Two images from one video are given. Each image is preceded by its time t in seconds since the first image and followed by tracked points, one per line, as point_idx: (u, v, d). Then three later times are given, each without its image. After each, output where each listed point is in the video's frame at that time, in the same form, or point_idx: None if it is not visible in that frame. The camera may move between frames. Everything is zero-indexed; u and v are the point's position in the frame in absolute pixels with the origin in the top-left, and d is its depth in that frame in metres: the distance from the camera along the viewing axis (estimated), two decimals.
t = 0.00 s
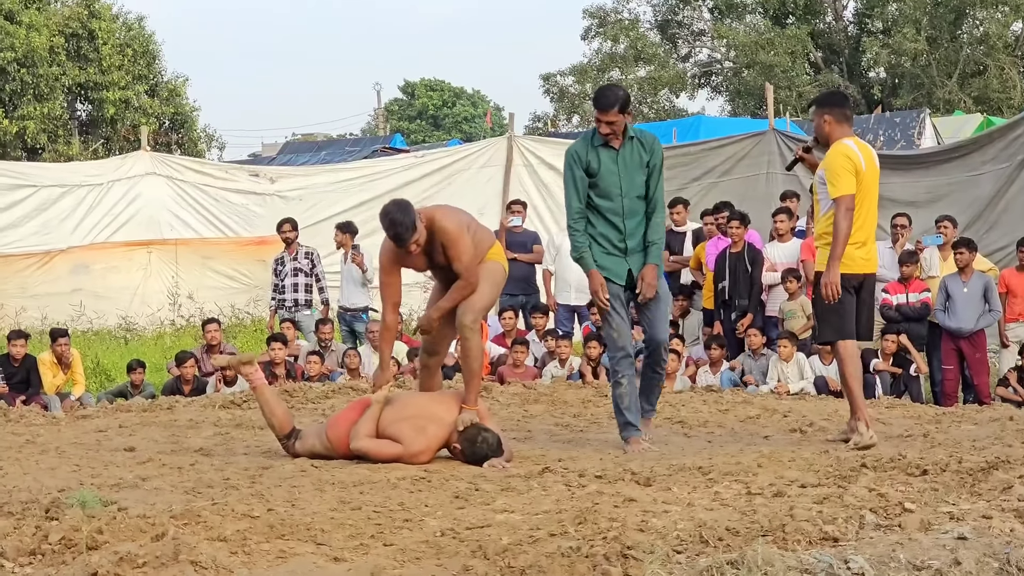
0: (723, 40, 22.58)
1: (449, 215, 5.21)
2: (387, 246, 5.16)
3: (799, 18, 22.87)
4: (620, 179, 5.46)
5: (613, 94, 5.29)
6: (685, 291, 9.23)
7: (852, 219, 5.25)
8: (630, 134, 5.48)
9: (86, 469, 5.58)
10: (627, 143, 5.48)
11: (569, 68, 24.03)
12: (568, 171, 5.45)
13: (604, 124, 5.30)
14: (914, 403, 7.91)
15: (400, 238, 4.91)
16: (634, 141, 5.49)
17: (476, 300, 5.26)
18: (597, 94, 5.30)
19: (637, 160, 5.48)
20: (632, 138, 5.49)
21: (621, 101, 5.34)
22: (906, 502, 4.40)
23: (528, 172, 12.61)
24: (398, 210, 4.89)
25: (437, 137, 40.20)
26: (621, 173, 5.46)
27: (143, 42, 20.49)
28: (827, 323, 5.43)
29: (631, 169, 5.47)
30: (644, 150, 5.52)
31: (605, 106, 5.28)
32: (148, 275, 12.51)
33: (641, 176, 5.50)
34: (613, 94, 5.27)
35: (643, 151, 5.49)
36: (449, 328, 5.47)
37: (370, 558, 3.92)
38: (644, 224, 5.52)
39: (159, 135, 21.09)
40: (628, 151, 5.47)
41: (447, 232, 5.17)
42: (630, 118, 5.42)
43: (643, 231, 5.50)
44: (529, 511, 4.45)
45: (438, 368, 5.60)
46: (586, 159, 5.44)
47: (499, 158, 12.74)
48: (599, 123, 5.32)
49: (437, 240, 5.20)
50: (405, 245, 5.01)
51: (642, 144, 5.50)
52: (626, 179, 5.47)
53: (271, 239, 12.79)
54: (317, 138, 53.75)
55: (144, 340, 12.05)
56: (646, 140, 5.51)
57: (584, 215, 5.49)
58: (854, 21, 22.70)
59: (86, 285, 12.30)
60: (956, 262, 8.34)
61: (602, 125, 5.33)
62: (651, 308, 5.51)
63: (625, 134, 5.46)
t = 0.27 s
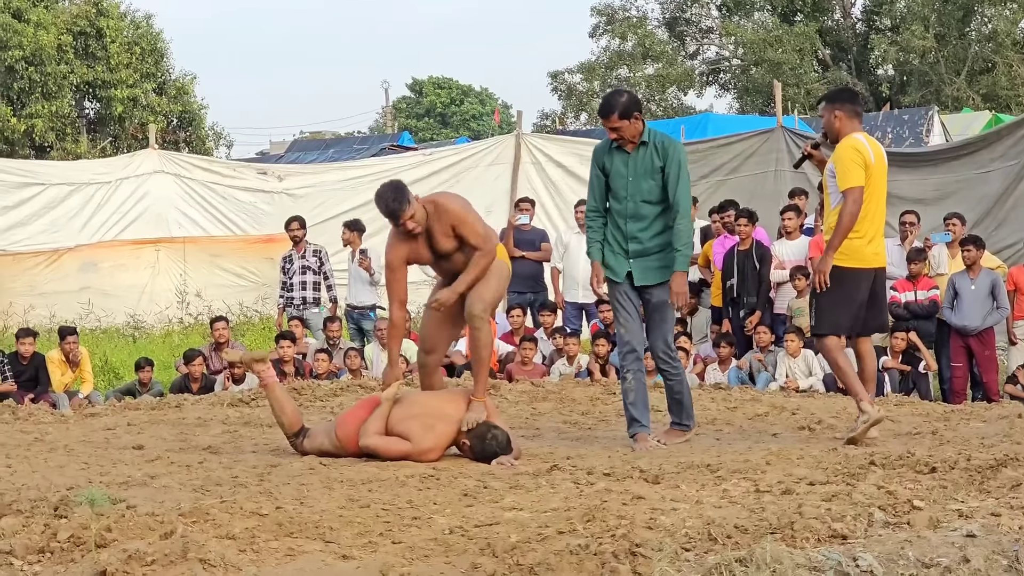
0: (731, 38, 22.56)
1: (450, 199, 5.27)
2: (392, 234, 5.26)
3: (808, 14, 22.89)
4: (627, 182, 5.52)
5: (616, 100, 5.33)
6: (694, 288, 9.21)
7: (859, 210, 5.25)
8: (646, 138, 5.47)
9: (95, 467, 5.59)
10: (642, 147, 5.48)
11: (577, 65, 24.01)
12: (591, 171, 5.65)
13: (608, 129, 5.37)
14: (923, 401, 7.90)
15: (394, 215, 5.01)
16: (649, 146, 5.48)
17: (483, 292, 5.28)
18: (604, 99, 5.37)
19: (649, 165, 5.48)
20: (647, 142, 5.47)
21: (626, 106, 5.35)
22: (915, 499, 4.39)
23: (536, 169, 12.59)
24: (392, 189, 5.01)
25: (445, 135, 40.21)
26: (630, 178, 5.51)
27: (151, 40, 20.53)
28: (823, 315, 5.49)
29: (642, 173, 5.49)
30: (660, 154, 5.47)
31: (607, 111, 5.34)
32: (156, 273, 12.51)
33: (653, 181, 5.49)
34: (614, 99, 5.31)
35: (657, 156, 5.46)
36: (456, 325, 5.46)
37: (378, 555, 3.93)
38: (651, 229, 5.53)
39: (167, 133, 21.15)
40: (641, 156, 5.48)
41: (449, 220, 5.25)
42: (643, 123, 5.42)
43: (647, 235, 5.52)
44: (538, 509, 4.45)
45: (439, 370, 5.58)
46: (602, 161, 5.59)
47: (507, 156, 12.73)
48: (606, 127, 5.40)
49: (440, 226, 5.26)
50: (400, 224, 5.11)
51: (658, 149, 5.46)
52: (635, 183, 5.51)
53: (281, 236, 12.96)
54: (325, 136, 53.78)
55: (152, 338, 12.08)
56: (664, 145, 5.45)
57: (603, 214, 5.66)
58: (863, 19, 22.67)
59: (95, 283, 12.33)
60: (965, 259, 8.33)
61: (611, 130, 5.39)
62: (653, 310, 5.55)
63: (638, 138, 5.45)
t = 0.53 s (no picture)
0: (740, 36, 22.56)
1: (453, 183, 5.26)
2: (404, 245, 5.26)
3: (817, 13, 22.87)
4: (640, 179, 5.61)
5: (625, 98, 5.39)
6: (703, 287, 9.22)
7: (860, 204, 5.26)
8: (656, 135, 5.52)
9: (105, 465, 5.61)
10: (652, 145, 5.55)
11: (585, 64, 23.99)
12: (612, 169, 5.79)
13: (619, 126, 5.43)
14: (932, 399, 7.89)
15: (405, 235, 5.03)
16: (659, 143, 5.53)
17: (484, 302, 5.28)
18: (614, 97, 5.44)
19: (659, 162, 5.54)
20: (658, 140, 5.53)
21: (636, 102, 5.40)
22: (925, 497, 4.39)
23: (545, 167, 12.65)
24: (401, 212, 5.03)
25: (454, 134, 40.25)
26: (643, 176, 5.60)
27: (159, 39, 20.57)
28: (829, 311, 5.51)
29: (652, 170, 5.57)
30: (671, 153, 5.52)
31: (616, 109, 5.39)
32: (165, 271, 12.56)
33: (663, 179, 5.55)
34: (621, 97, 5.37)
35: (666, 154, 5.51)
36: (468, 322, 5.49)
37: (388, 553, 3.94)
38: (659, 226, 5.59)
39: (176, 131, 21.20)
40: (651, 153, 5.55)
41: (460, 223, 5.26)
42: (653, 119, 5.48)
43: (655, 232, 5.60)
44: (547, 507, 4.46)
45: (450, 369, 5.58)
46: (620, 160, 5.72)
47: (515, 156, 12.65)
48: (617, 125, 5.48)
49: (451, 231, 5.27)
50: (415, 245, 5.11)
51: (668, 147, 5.51)
52: (647, 180, 5.59)
53: (290, 236, 12.87)
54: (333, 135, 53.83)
55: (162, 336, 12.11)
56: (674, 144, 5.49)
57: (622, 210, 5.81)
58: (872, 17, 22.63)
59: (104, 281, 12.38)
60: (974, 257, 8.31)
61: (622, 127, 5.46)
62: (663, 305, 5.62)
63: (649, 135, 5.50)
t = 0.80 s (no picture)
0: (748, 35, 22.54)
1: (469, 186, 5.35)
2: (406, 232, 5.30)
3: (826, 11, 22.84)
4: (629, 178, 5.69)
5: (613, 95, 5.44)
6: (713, 286, 9.22)
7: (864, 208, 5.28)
8: (644, 134, 5.56)
9: (114, 464, 5.63)
10: (639, 143, 5.59)
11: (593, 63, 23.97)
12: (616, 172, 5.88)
13: (608, 122, 5.48)
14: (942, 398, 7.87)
15: (402, 216, 5.02)
16: (646, 142, 5.57)
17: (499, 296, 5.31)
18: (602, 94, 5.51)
19: (645, 161, 5.59)
20: (644, 138, 5.57)
21: (623, 98, 5.44)
22: (935, 496, 4.38)
23: (554, 167, 12.70)
24: (401, 188, 5.03)
25: (462, 133, 40.27)
26: (631, 175, 5.67)
27: (168, 38, 20.59)
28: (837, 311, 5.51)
29: (639, 169, 5.62)
30: (657, 150, 5.56)
31: (604, 105, 5.45)
32: (174, 271, 12.58)
33: (650, 176, 5.60)
34: (610, 93, 5.43)
35: (651, 151, 5.56)
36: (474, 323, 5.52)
37: (398, 552, 3.94)
38: (650, 224, 5.64)
39: (184, 130, 21.25)
40: (639, 151, 5.61)
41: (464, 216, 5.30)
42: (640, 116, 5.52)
43: (648, 230, 5.65)
44: (557, 506, 4.45)
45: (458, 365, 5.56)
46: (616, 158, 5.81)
47: (525, 153, 12.79)
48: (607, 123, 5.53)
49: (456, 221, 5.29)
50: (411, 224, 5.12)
51: (654, 145, 5.55)
52: (636, 178, 5.65)
53: (298, 235, 12.85)
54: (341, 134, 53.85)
55: (170, 336, 12.13)
56: (658, 141, 5.54)
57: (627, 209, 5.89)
58: (880, 15, 22.59)
59: (112, 281, 12.39)
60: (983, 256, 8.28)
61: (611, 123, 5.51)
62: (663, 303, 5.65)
63: (637, 132, 5.56)
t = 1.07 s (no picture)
0: (755, 33, 22.53)
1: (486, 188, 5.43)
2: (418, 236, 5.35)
3: (832, 10, 22.81)
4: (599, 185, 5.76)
5: (582, 103, 5.53)
6: (719, 285, 9.20)
7: (860, 213, 5.33)
8: (609, 144, 5.60)
9: (121, 464, 5.64)
10: (604, 153, 5.64)
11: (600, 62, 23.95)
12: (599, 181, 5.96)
13: (578, 127, 5.57)
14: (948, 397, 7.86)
15: (419, 224, 5.10)
16: (611, 152, 5.62)
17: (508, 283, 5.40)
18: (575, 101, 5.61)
19: (609, 171, 5.64)
20: (609, 149, 5.62)
21: (593, 105, 5.53)
22: (942, 496, 4.37)
23: (561, 168, 12.66)
24: (418, 199, 5.12)
25: (469, 132, 40.28)
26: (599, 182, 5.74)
27: (175, 38, 20.61)
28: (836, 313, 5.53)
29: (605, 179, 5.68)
30: (620, 160, 5.60)
31: (574, 110, 5.56)
32: (181, 271, 12.57)
33: (615, 186, 5.66)
34: (580, 99, 5.53)
35: (613, 161, 5.61)
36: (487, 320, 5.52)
37: (404, 552, 3.94)
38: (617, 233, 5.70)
39: (191, 131, 21.30)
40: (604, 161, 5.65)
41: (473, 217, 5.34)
42: (607, 124, 5.57)
43: (615, 239, 5.72)
44: (563, 505, 4.46)
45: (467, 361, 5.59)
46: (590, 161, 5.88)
47: (532, 152, 12.72)
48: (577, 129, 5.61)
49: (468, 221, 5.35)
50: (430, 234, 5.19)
51: (616, 155, 5.60)
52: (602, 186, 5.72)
53: (305, 234, 12.89)
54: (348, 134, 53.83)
55: (177, 336, 12.14)
56: (620, 151, 5.58)
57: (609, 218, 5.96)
58: (888, 14, 22.55)
59: (119, 280, 12.40)
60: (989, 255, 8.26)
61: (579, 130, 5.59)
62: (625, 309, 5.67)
63: (605, 141, 5.61)
